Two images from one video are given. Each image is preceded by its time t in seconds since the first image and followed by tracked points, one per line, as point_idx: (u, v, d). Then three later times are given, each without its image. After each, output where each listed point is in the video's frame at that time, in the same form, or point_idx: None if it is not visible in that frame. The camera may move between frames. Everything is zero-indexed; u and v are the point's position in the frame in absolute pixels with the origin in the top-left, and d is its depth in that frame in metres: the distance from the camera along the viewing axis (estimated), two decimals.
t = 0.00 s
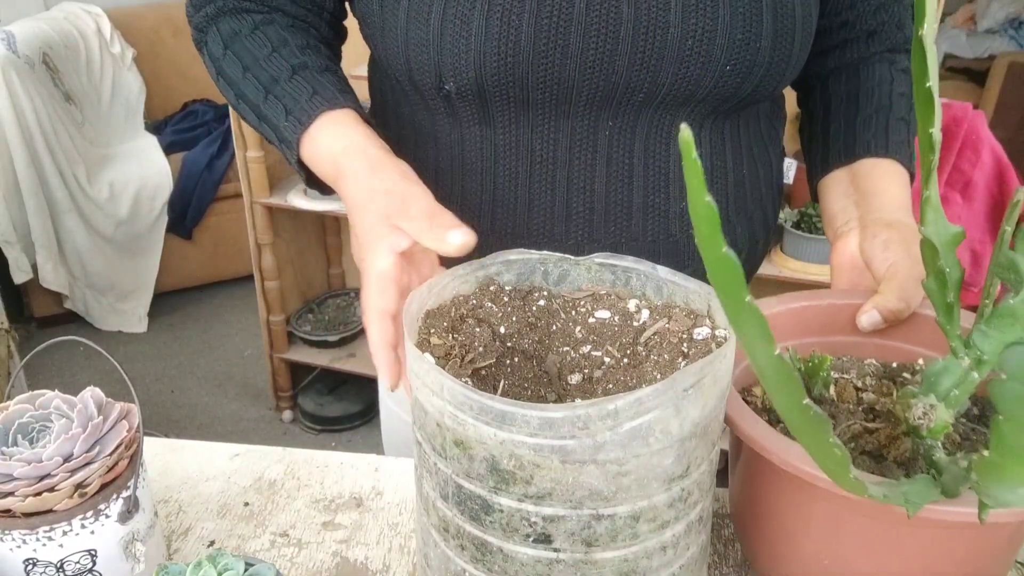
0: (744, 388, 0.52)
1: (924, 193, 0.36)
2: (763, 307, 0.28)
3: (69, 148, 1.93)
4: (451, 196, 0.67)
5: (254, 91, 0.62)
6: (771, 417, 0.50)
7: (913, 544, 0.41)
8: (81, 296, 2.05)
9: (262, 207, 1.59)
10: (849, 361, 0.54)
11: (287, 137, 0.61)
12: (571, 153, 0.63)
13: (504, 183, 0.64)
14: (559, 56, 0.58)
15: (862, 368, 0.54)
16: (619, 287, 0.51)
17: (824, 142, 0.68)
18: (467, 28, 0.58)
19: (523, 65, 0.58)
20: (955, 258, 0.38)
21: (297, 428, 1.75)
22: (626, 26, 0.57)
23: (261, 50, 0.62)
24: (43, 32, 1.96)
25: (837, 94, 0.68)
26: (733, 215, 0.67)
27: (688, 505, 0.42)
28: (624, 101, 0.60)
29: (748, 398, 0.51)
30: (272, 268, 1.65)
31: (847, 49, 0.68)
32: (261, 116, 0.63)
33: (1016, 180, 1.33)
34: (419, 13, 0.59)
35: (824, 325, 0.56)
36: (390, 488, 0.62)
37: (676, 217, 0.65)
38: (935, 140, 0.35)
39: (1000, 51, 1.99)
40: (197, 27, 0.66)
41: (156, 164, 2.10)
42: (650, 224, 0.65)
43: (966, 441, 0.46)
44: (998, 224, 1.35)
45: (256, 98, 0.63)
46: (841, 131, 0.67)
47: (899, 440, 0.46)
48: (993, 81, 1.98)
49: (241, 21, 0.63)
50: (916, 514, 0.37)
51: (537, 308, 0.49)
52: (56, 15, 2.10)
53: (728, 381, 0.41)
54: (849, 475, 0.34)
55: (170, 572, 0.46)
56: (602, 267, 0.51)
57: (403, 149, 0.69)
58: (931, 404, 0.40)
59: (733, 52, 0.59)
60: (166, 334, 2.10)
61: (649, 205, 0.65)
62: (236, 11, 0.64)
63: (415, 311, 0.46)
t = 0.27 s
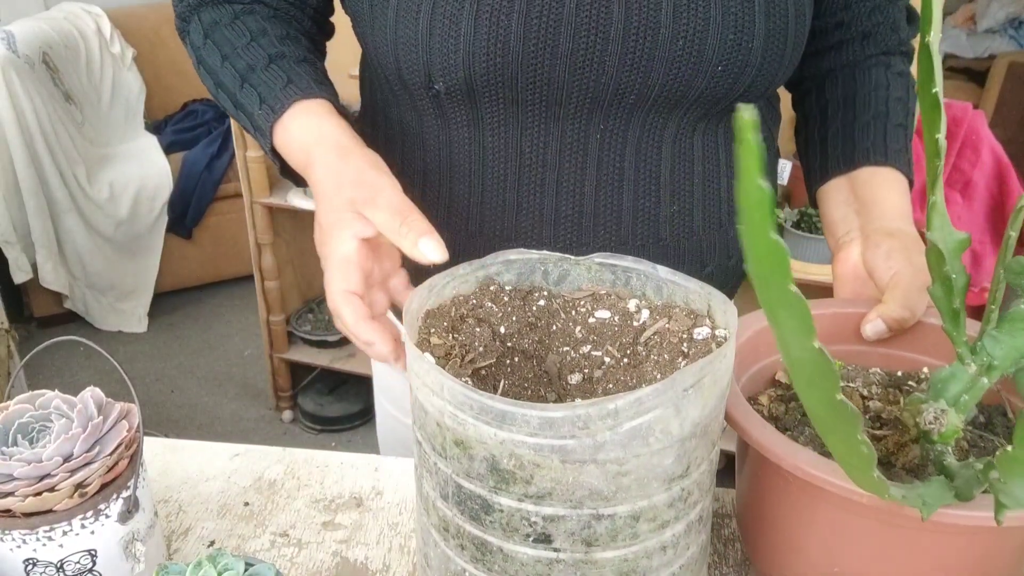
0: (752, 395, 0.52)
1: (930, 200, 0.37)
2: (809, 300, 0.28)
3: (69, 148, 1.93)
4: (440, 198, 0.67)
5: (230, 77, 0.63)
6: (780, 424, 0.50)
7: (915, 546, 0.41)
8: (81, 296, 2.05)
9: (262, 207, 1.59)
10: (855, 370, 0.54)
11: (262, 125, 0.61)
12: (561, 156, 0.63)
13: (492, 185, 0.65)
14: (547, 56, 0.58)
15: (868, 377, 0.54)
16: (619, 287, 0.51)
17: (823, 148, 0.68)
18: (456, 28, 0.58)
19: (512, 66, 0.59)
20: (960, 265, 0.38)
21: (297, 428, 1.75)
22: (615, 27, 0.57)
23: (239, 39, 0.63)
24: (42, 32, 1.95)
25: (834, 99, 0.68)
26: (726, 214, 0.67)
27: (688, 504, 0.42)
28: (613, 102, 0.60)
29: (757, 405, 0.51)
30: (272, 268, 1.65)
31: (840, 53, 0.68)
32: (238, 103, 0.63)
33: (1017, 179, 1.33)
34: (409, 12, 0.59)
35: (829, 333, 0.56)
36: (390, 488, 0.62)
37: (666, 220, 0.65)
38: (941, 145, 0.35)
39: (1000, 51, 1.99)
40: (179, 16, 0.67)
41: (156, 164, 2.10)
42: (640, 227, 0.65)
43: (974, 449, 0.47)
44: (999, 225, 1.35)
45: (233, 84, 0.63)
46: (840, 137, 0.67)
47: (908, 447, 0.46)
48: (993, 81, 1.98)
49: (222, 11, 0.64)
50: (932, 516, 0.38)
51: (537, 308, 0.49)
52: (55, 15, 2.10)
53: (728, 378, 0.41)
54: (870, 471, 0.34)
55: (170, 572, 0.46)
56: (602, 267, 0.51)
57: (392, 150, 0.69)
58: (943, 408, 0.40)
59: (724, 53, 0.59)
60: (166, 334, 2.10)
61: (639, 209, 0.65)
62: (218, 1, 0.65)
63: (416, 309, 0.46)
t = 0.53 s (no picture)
0: (752, 395, 0.52)
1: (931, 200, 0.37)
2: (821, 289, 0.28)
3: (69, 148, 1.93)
4: (438, 200, 0.67)
5: (216, 85, 0.64)
6: (781, 424, 0.50)
7: (917, 547, 0.41)
8: (81, 296, 2.05)
9: (262, 207, 1.59)
10: (855, 371, 0.54)
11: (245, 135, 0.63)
12: (557, 155, 0.63)
13: (490, 185, 0.64)
14: (542, 57, 0.58)
15: (868, 378, 0.54)
16: (618, 287, 0.51)
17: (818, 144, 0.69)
18: (449, 31, 0.58)
19: (506, 67, 0.58)
20: (960, 265, 0.38)
21: (297, 428, 1.75)
22: (609, 27, 0.57)
23: (225, 48, 0.64)
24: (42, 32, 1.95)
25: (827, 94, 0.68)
26: (722, 214, 0.67)
27: (688, 505, 0.42)
28: (609, 101, 0.60)
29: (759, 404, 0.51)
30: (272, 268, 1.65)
31: (837, 52, 0.68)
32: (222, 109, 0.64)
33: (1017, 179, 1.33)
34: (404, 14, 0.59)
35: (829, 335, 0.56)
36: (390, 488, 0.62)
37: (662, 218, 0.65)
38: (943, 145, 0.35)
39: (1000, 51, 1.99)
40: (170, 20, 0.68)
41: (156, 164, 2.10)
42: (636, 226, 0.65)
43: (976, 450, 0.47)
44: (999, 225, 1.35)
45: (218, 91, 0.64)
46: (836, 136, 0.67)
47: (909, 448, 0.46)
48: (993, 81, 1.98)
49: (210, 18, 0.65)
50: (934, 516, 0.37)
51: (537, 308, 0.49)
52: (55, 15, 2.10)
53: (728, 377, 0.41)
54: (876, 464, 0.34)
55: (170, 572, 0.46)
56: (602, 267, 0.51)
57: (389, 154, 0.69)
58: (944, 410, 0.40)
59: (718, 50, 0.59)
60: (166, 334, 2.10)
61: (636, 207, 0.65)
62: (206, 7, 0.65)
63: (416, 310, 0.46)
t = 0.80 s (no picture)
0: (752, 395, 0.52)
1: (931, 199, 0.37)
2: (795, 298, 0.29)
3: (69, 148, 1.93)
4: (427, 202, 0.67)
5: (199, 103, 0.65)
6: (781, 424, 0.50)
7: (918, 547, 0.41)
8: (81, 296, 2.05)
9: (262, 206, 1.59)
10: (855, 370, 0.54)
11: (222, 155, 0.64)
12: (542, 154, 0.62)
13: (478, 186, 0.64)
14: (521, 58, 0.58)
15: (868, 378, 0.54)
16: (618, 288, 0.51)
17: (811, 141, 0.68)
18: (429, 35, 0.59)
19: (487, 68, 0.59)
20: (962, 266, 0.38)
21: (297, 428, 1.75)
22: (588, 25, 0.57)
23: (212, 69, 0.64)
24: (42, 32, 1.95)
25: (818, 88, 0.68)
26: (710, 209, 0.67)
27: (688, 504, 0.42)
28: (591, 100, 0.60)
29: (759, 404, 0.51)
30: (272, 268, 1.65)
31: (826, 48, 0.68)
32: (204, 127, 0.65)
33: (1017, 180, 1.32)
34: (387, 19, 0.60)
35: (829, 335, 0.56)
36: (390, 488, 0.62)
37: (650, 215, 0.65)
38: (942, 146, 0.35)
39: (1000, 51, 2.00)
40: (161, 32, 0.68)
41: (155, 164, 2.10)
42: (624, 224, 0.65)
43: (976, 450, 0.47)
44: (999, 224, 1.35)
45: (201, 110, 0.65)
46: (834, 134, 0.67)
47: (909, 448, 0.46)
48: (993, 81, 1.98)
49: (199, 36, 0.65)
50: (932, 518, 0.38)
51: (537, 308, 0.49)
52: (55, 15, 2.10)
53: (728, 377, 0.41)
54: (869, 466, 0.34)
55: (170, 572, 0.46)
56: (602, 267, 0.51)
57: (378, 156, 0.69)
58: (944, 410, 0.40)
59: (699, 47, 0.59)
60: (166, 334, 2.10)
61: (623, 205, 0.64)
62: (195, 25, 0.65)
63: (416, 309, 0.46)
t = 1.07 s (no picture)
0: (751, 395, 0.52)
1: (930, 199, 0.37)
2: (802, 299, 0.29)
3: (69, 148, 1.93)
4: (412, 205, 0.67)
5: (186, 107, 0.65)
6: (781, 425, 0.50)
7: (918, 548, 0.41)
8: (82, 296, 2.05)
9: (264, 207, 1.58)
10: (856, 370, 0.54)
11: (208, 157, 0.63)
12: (527, 155, 0.62)
13: (462, 187, 0.64)
14: (503, 57, 0.58)
15: (869, 378, 0.54)
16: (618, 287, 0.51)
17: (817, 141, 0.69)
18: (410, 36, 0.59)
19: (468, 68, 0.59)
20: (960, 265, 0.38)
21: (297, 428, 1.75)
22: (569, 22, 0.58)
23: (199, 74, 0.64)
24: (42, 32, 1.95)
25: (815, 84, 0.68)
26: (696, 207, 0.67)
27: (689, 505, 0.42)
28: (575, 98, 0.60)
29: (759, 405, 0.51)
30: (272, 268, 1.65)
31: (822, 47, 0.68)
32: (190, 131, 0.65)
33: (1017, 180, 1.32)
34: (367, 23, 0.60)
35: (830, 335, 0.56)
36: (390, 488, 0.62)
37: (636, 214, 0.65)
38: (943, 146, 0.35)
39: (1000, 51, 2.00)
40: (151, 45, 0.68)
41: (154, 163, 2.10)
42: (609, 223, 0.65)
43: (976, 450, 0.47)
44: (999, 224, 1.35)
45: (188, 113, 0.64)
46: (834, 132, 0.67)
47: (909, 448, 0.46)
48: (993, 81, 1.98)
49: (187, 43, 0.65)
50: (933, 519, 0.38)
51: (537, 308, 0.49)
52: (55, 15, 2.10)
53: (728, 377, 0.41)
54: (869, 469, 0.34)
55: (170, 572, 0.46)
56: (602, 267, 0.51)
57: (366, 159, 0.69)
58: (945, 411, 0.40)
59: (681, 39, 0.59)
60: (165, 334, 2.10)
61: (609, 202, 0.64)
62: (184, 32, 0.65)
63: (416, 309, 0.46)
